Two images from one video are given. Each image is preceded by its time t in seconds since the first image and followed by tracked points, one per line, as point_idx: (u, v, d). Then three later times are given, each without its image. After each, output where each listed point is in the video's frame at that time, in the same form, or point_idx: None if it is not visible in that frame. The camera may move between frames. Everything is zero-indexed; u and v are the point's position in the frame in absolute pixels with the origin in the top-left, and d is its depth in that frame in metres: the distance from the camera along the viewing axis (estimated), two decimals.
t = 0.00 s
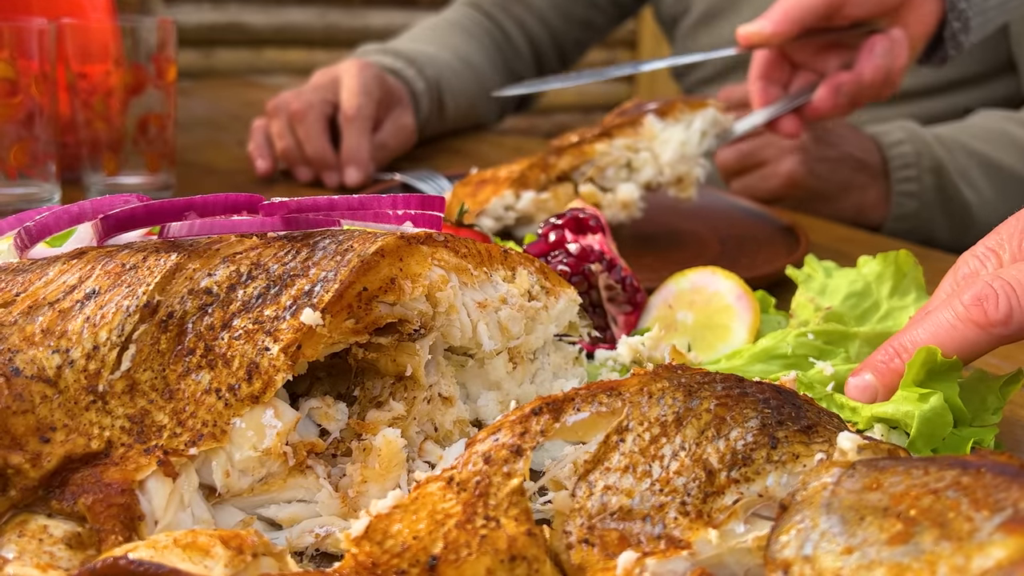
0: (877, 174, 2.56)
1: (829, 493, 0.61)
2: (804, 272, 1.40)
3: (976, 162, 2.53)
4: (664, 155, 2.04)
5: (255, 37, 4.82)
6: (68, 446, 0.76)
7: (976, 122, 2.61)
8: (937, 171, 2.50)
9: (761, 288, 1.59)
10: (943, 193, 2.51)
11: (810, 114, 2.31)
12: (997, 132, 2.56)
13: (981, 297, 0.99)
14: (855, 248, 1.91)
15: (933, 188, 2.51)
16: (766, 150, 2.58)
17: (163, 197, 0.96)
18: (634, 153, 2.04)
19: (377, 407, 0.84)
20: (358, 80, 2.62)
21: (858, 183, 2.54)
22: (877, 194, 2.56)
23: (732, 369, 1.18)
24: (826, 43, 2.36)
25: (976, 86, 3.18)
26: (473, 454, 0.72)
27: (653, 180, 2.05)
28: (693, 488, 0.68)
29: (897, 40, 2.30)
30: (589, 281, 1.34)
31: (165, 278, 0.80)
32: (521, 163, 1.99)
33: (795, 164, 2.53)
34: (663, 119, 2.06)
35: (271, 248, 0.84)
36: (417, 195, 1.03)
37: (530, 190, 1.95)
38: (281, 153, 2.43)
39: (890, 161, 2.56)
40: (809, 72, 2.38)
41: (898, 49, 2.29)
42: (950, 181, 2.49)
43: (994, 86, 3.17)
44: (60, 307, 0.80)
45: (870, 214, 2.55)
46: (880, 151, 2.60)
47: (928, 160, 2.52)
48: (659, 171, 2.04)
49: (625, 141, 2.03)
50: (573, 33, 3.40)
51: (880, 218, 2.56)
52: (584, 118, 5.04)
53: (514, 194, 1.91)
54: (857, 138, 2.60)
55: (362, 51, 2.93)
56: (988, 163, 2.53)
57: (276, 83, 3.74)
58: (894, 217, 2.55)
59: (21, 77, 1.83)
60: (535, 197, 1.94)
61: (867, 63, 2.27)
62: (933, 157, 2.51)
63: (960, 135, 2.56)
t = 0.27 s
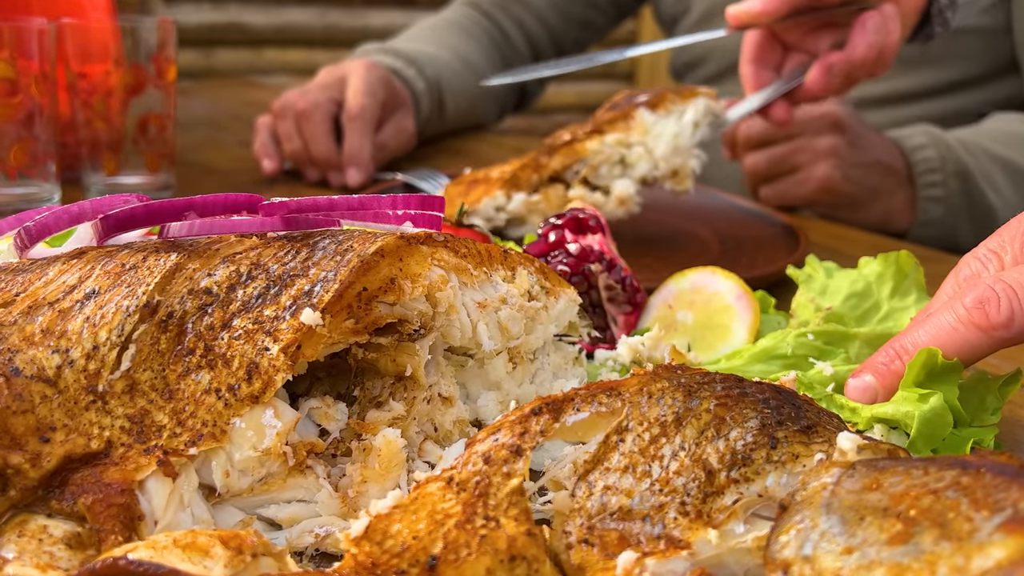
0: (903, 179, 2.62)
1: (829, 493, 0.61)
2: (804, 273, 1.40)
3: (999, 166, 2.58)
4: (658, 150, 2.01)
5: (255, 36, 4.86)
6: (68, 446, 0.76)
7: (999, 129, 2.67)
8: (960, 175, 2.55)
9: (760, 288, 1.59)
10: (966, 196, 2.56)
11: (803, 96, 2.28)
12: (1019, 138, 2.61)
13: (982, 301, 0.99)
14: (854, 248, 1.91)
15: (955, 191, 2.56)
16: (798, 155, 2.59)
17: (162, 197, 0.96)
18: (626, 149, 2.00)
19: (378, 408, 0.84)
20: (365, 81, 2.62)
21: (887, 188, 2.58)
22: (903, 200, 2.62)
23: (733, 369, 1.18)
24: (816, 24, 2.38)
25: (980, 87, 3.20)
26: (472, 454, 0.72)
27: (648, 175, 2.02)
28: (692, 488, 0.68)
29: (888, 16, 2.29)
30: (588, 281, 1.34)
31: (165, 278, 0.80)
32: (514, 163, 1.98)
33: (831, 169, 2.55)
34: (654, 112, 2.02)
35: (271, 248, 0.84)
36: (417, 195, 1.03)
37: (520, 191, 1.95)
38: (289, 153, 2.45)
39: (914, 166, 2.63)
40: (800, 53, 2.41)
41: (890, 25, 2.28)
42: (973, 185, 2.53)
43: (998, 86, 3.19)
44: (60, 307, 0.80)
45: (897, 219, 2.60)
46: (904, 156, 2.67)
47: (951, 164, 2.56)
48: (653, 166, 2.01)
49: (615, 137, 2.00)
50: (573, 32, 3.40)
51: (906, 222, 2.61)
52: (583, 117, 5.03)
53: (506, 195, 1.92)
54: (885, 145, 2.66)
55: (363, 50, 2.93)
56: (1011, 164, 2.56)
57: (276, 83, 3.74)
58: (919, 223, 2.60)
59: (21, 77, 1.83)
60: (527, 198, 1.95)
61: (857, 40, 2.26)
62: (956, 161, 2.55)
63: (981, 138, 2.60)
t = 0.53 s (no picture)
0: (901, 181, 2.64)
1: (826, 491, 0.62)
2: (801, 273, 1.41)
3: (994, 169, 2.65)
4: (661, 153, 2.06)
5: (257, 38, 4.92)
6: (72, 444, 0.76)
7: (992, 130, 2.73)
8: (960, 177, 2.61)
9: (758, 289, 1.60)
10: (963, 200, 2.62)
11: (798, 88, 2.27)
12: (1013, 140, 2.69)
13: (971, 304, 1.02)
14: (852, 250, 1.93)
15: (954, 194, 2.62)
16: (806, 160, 2.58)
17: (166, 198, 0.97)
18: (632, 151, 2.07)
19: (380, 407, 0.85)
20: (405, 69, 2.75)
21: (888, 191, 2.59)
22: (902, 202, 2.64)
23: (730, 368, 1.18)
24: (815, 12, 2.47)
25: (977, 91, 3.24)
26: (473, 452, 0.73)
27: (654, 178, 2.07)
28: (690, 486, 0.68)
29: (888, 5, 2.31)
30: (587, 281, 1.38)
31: (169, 277, 0.81)
32: (519, 166, 2.04)
33: (839, 172, 2.54)
34: (658, 112, 2.09)
35: (274, 248, 0.84)
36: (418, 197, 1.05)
37: (530, 196, 2.03)
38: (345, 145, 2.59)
39: (913, 167, 2.66)
40: (797, 41, 2.49)
41: (889, 15, 2.30)
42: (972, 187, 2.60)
43: (994, 90, 3.23)
44: (65, 307, 0.81)
45: (896, 220, 2.63)
46: (902, 157, 2.70)
47: (951, 168, 2.62)
48: (659, 169, 2.07)
49: (622, 140, 2.07)
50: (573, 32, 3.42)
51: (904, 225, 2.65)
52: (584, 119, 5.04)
53: (514, 200, 1.99)
54: (885, 148, 2.67)
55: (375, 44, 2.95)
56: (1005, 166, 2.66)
57: (278, 85, 3.76)
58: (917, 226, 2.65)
59: (25, 79, 1.87)
60: (537, 203, 2.02)
61: (856, 28, 2.27)
62: (955, 164, 2.62)
63: (976, 141, 2.66)
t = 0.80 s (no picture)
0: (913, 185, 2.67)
1: (826, 490, 0.62)
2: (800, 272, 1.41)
3: (1004, 173, 2.72)
4: (664, 166, 2.08)
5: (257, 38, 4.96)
6: (73, 444, 0.76)
7: (996, 133, 2.81)
8: (969, 180, 2.66)
9: (758, 288, 1.60)
10: (972, 203, 2.68)
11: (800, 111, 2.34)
12: (1018, 142, 2.77)
13: (971, 304, 1.02)
14: (852, 249, 1.93)
15: (962, 196, 2.67)
16: (815, 168, 2.57)
17: (167, 198, 0.97)
18: (633, 160, 2.10)
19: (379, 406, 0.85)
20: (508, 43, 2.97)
21: (898, 198, 2.62)
22: (911, 208, 2.67)
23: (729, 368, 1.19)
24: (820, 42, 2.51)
25: (980, 92, 3.27)
26: (474, 452, 0.74)
27: (653, 189, 2.09)
28: (689, 485, 0.68)
29: (888, 39, 2.36)
30: (586, 281, 1.37)
31: (170, 277, 0.81)
32: (523, 169, 2.05)
33: (849, 181, 2.54)
34: (662, 123, 2.14)
35: (275, 248, 0.84)
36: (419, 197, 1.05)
37: (532, 197, 2.02)
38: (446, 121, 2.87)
39: (922, 171, 2.71)
40: (799, 69, 2.54)
41: (889, 49, 2.35)
42: (981, 190, 2.67)
43: (999, 92, 3.27)
44: (65, 307, 0.80)
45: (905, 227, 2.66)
46: (912, 161, 2.73)
47: (962, 170, 2.68)
48: (659, 181, 2.08)
49: (624, 147, 2.11)
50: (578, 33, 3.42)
51: (914, 228, 2.68)
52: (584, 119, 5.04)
53: (515, 200, 1.98)
54: (894, 151, 2.70)
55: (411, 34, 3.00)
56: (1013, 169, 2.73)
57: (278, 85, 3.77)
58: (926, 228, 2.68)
59: (26, 79, 1.87)
60: (538, 203, 2.02)
61: (855, 62, 2.30)
62: (965, 167, 2.68)
63: (986, 145, 2.73)
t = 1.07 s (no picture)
0: (911, 190, 2.71)
1: (826, 490, 0.62)
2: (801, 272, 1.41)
3: (1002, 179, 2.74)
4: (673, 162, 2.11)
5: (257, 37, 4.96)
6: (73, 444, 0.76)
7: (997, 138, 2.84)
8: (967, 186, 2.70)
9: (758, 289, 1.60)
10: (970, 208, 2.71)
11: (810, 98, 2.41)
12: (1017, 148, 2.79)
13: (974, 304, 1.02)
14: (852, 249, 1.93)
15: (961, 201, 2.70)
16: (813, 170, 2.57)
17: (167, 198, 0.97)
18: (639, 158, 2.12)
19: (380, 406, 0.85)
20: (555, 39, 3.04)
21: (894, 202, 2.63)
22: (909, 211, 2.70)
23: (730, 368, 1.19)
24: (827, 24, 2.66)
25: (983, 96, 3.30)
26: (474, 452, 0.74)
27: (664, 183, 2.11)
28: (689, 485, 0.68)
29: (896, 13, 2.50)
30: (587, 281, 1.37)
31: (170, 277, 0.81)
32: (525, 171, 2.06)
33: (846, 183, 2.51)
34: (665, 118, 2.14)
35: (275, 248, 0.84)
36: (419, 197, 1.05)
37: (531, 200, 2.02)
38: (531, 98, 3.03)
39: (921, 176, 2.74)
40: (808, 52, 2.69)
41: (897, 23, 2.47)
42: (978, 195, 2.70)
43: (1001, 96, 3.30)
44: (65, 306, 0.80)
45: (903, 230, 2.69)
46: (911, 165, 2.77)
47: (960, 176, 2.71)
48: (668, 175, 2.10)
49: (627, 146, 2.11)
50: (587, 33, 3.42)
51: (912, 233, 2.73)
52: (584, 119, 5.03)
53: (515, 202, 1.98)
54: (894, 155, 2.71)
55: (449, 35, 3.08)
56: (1012, 174, 2.75)
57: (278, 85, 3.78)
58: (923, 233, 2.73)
59: (26, 79, 1.87)
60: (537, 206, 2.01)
61: (865, 38, 2.44)
62: (963, 173, 2.71)
63: (985, 150, 2.76)
